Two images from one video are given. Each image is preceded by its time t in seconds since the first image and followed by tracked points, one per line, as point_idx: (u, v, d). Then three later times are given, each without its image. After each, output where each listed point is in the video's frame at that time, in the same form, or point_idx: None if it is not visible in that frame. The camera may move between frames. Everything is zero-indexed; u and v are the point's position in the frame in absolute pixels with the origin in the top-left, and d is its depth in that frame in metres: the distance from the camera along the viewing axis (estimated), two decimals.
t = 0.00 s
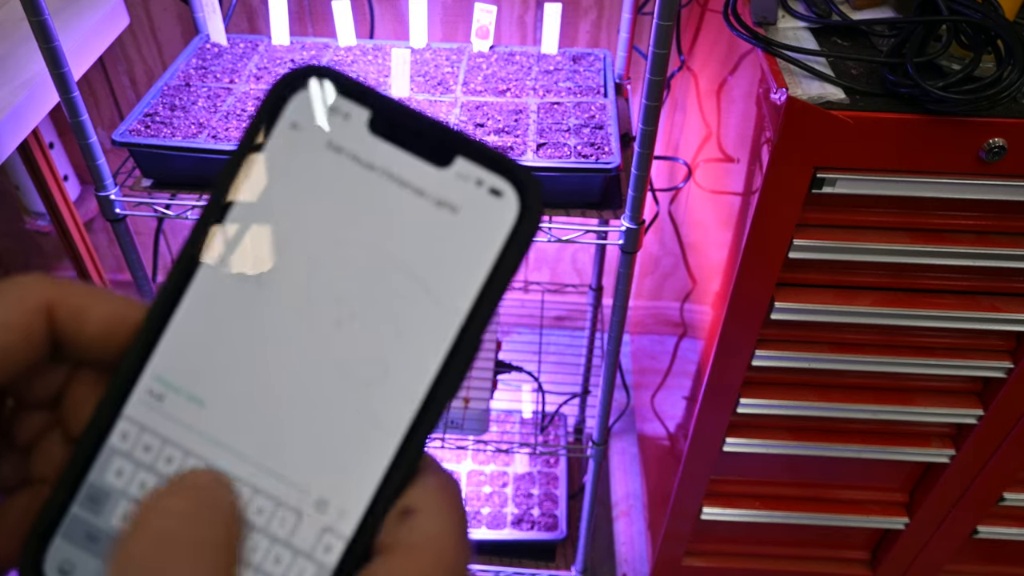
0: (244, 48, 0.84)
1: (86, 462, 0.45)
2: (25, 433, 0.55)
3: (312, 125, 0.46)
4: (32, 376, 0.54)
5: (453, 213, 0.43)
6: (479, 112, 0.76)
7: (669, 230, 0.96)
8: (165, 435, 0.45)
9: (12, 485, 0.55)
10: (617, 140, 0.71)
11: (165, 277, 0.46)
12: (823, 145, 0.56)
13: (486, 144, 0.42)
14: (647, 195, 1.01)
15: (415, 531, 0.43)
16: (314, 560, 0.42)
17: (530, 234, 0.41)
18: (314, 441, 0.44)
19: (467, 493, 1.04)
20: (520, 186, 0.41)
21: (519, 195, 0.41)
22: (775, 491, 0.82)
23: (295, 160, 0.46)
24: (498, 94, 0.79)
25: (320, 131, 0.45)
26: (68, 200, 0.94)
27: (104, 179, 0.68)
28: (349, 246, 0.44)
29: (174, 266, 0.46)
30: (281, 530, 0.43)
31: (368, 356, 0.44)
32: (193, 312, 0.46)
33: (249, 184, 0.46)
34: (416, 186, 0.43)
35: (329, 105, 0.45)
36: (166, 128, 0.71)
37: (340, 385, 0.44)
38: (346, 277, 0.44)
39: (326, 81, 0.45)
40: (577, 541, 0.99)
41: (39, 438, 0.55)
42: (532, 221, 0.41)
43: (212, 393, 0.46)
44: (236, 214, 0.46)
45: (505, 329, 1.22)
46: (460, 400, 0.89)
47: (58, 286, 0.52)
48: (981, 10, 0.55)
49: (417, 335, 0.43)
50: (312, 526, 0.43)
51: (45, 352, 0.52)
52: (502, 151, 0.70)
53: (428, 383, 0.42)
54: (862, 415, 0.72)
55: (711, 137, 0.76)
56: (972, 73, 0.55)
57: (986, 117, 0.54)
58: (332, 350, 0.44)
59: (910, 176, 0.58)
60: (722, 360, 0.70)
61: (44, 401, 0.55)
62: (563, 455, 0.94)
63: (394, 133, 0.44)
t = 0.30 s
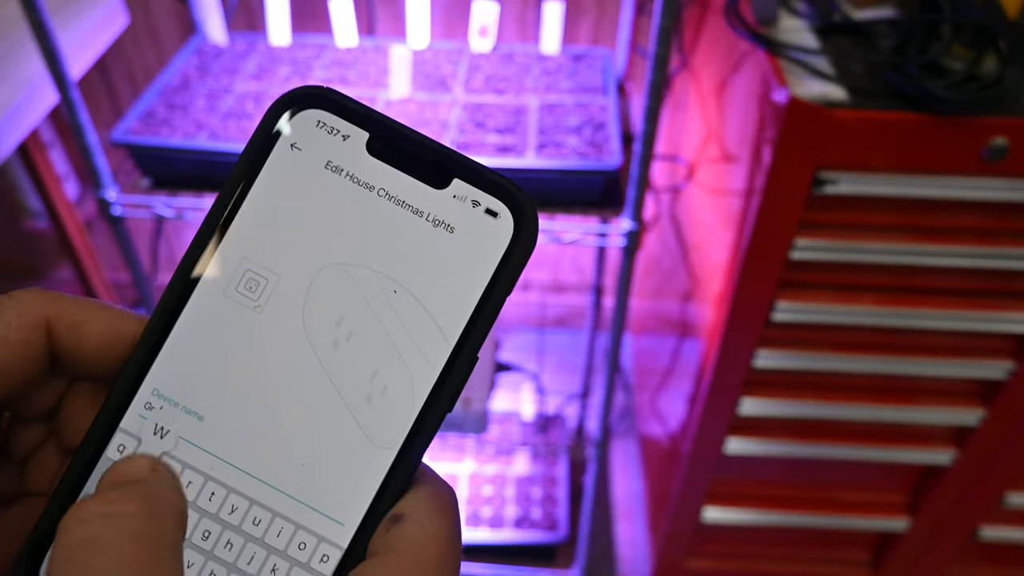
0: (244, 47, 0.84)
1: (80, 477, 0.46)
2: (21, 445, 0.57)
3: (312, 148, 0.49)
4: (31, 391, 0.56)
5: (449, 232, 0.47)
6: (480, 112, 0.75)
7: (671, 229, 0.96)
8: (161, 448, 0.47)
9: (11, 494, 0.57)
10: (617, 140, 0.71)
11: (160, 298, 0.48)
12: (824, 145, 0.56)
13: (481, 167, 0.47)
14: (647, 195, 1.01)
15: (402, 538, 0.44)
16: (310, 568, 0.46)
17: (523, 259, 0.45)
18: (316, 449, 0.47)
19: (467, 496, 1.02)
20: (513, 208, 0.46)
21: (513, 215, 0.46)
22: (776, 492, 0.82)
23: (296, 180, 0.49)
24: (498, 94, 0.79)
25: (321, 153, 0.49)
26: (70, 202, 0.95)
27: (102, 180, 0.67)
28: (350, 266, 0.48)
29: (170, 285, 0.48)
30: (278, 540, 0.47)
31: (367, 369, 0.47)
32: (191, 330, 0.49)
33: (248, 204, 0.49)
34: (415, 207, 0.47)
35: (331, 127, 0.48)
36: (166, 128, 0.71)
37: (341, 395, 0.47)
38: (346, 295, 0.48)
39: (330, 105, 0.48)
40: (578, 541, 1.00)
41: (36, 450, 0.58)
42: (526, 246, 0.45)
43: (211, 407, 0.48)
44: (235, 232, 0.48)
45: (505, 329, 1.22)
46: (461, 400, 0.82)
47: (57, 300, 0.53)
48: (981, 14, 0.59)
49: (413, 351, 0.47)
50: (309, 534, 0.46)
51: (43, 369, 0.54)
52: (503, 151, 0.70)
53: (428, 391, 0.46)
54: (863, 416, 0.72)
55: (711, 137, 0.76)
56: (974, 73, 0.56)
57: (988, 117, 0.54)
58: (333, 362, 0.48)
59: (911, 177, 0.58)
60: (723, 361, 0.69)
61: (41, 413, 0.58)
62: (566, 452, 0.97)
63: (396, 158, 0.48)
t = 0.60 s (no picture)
0: (244, 47, 0.84)
1: (69, 458, 0.47)
2: (8, 434, 0.57)
3: (292, 137, 0.48)
4: (20, 376, 0.56)
5: (426, 218, 0.47)
6: (480, 112, 0.75)
7: (671, 228, 0.96)
8: (145, 432, 0.48)
9: None
10: (617, 140, 0.71)
11: (143, 283, 0.48)
12: (824, 145, 0.56)
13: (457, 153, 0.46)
14: (647, 195, 1.01)
15: (374, 522, 0.43)
16: (289, 550, 0.45)
17: (497, 242, 0.45)
18: (295, 432, 0.47)
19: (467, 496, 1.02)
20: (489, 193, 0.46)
21: (489, 199, 0.46)
22: (776, 492, 0.82)
23: (275, 169, 0.48)
24: (498, 94, 0.79)
25: (301, 141, 0.48)
26: (70, 202, 0.95)
27: (102, 180, 0.67)
28: (329, 251, 0.48)
29: (154, 271, 0.48)
30: (258, 522, 0.46)
31: (344, 353, 0.47)
32: (173, 315, 0.49)
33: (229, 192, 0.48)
34: (394, 193, 0.47)
35: (310, 117, 0.48)
36: (166, 128, 0.71)
37: (319, 379, 0.47)
38: (324, 280, 0.48)
39: (309, 94, 0.48)
40: (578, 541, 1.00)
41: (24, 438, 0.57)
42: (501, 229, 0.45)
43: (192, 391, 0.48)
44: (216, 218, 0.48)
45: (506, 330, 1.22)
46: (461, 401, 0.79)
47: (46, 288, 0.53)
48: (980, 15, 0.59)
49: (391, 333, 0.46)
50: (287, 516, 0.46)
51: (30, 355, 0.54)
52: (503, 151, 0.70)
53: (404, 375, 0.46)
54: (862, 416, 0.72)
55: (711, 137, 0.76)
56: (974, 73, 0.56)
57: (988, 117, 0.54)
58: (311, 347, 0.48)
59: (911, 177, 0.58)
60: (723, 360, 0.69)
61: (30, 400, 0.58)
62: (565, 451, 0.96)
63: (375, 146, 0.48)
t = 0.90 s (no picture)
0: (244, 48, 0.84)
1: (55, 464, 0.47)
2: None
3: (282, 147, 0.48)
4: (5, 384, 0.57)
5: (412, 227, 0.47)
6: (480, 112, 0.76)
7: (671, 228, 0.96)
8: (132, 438, 0.48)
9: None
10: (618, 140, 0.71)
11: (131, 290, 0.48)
12: (825, 145, 0.56)
13: (444, 164, 0.46)
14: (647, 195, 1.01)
15: (360, 530, 0.44)
16: (274, 556, 0.45)
17: (483, 252, 0.45)
18: (281, 438, 0.47)
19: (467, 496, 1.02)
20: (475, 203, 0.46)
21: (475, 209, 0.46)
22: (776, 491, 0.82)
23: (263, 178, 0.48)
24: (498, 94, 0.79)
25: (290, 151, 0.48)
26: (70, 202, 0.95)
27: (102, 179, 0.67)
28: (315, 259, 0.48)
29: (141, 278, 0.48)
30: (243, 528, 0.46)
31: (330, 362, 0.47)
32: (160, 323, 0.49)
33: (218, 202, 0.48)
34: (380, 203, 0.47)
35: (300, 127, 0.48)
36: (166, 128, 0.71)
37: (305, 387, 0.47)
38: (311, 288, 0.48)
39: (300, 105, 0.48)
40: (578, 540, 1.00)
41: (11, 445, 0.57)
42: (487, 240, 0.45)
43: (179, 398, 0.48)
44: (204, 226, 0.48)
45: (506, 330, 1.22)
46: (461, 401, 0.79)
47: (32, 296, 0.53)
48: (980, 15, 0.59)
49: (377, 342, 0.46)
50: (273, 523, 0.46)
51: (15, 362, 0.54)
52: (503, 151, 0.70)
53: (389, 383, 0.46)
54: (862, 416, 0.72)
55: (711, 137, 0.76)
56: (974, 72, 0.56)
57: (987, 117, 0.54)
58: (297, 354, 0.47)
59: (911, 177, 0.58)
60: (722, 360, 0.69)
61: (15, 406, 0.58)
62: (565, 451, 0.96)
63: (363, 156, 0.48)
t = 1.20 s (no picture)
0: (244, 47, 0.84)
1: (58, 470, 0.47)
2: None
3: (280, 152, 0.48)
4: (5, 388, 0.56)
5: (413, 235, 0.47)
6: (480, 112, 0.76)
7: (671, 228, 0.96)
8: (133, 445, 0.48)
9: None
10: (617, 140, 0.71)
11: (132, 298, 0.48)
12: (825, 145, 0.56)
13: (445, 171, 0.46)
14: (647, 195, 1.01)
15: (348, 528, 0.43)
16: (277, 562, 0.46)
17: (485, 259, 0.45)
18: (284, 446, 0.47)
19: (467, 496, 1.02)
20: (476, 210, 0.46)
21: (476, 217, 0.46)
22: (776, 492, 0.82)
23: (264, 184, 0.48)
24: (498, 94, 0.79)
25: (289, 156, 0.48)
26: (70, 203, 0.95)
27: (102, 179, 0.67)
28: (316, 266, 0.48)
29: (142, 285, 0.48)
30: (246, 534, 0.46)
31: (332, 369, 0.47)
32: (161, 331, 0.48)
33: (218, 207, 0.48)
34: (381, 210, 0.47)
35: (298, 132, 0.48)
36: (166, 128, 0.71)
37: (307, 395, 0.47)
38: (312, 295, 0.48)
39: (299, 110, 0.48)
40: (579, 540, 1.00)
41: (11, 446, 0.58)
42: (489, 247, 0.45)
43: (181, 404, 0.48)
44: (205, 232, 0.48)
45: (506, 329, 1.22)
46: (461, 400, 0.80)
47: (31, 301, 0.53)
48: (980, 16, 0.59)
49: (379, 350, 0.46)
50: (276, 528, 0.46)
51: (14, 366, 0.54)
52: (503, 151, 0.70)
53: (392, 391, 0.46)
54: (862, 416, 0.72)
55: (711, 138, 0.76)
56: (974, 72, 0.56)
57: (987, 117, 0.54)
58: (299, 362, 0.47)
59: (911, 177, 0.58)
60: (722, 360, 0.69)
61: (15, 410, 0.57)
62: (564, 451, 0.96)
63: (363, 162, 0.48)
